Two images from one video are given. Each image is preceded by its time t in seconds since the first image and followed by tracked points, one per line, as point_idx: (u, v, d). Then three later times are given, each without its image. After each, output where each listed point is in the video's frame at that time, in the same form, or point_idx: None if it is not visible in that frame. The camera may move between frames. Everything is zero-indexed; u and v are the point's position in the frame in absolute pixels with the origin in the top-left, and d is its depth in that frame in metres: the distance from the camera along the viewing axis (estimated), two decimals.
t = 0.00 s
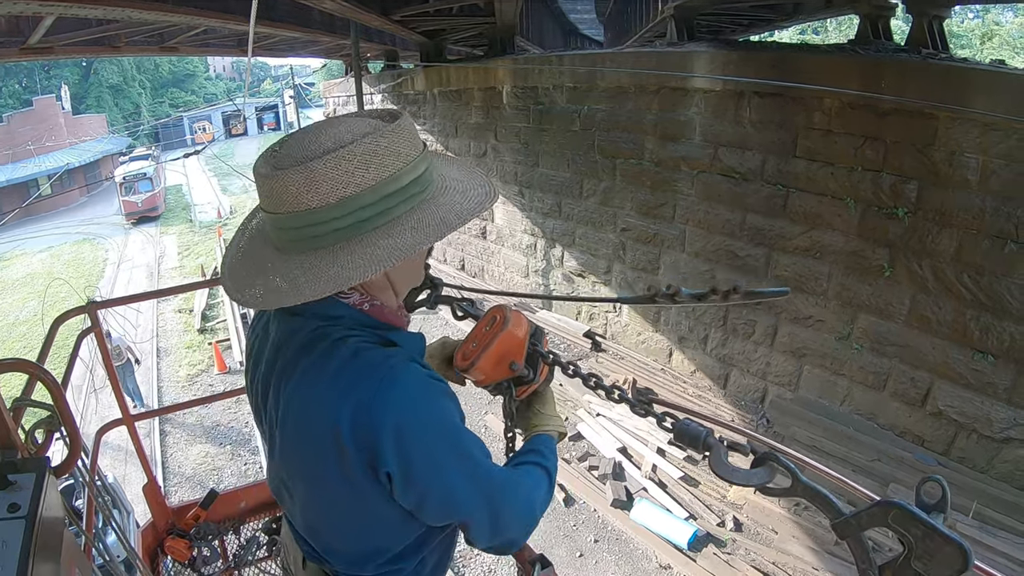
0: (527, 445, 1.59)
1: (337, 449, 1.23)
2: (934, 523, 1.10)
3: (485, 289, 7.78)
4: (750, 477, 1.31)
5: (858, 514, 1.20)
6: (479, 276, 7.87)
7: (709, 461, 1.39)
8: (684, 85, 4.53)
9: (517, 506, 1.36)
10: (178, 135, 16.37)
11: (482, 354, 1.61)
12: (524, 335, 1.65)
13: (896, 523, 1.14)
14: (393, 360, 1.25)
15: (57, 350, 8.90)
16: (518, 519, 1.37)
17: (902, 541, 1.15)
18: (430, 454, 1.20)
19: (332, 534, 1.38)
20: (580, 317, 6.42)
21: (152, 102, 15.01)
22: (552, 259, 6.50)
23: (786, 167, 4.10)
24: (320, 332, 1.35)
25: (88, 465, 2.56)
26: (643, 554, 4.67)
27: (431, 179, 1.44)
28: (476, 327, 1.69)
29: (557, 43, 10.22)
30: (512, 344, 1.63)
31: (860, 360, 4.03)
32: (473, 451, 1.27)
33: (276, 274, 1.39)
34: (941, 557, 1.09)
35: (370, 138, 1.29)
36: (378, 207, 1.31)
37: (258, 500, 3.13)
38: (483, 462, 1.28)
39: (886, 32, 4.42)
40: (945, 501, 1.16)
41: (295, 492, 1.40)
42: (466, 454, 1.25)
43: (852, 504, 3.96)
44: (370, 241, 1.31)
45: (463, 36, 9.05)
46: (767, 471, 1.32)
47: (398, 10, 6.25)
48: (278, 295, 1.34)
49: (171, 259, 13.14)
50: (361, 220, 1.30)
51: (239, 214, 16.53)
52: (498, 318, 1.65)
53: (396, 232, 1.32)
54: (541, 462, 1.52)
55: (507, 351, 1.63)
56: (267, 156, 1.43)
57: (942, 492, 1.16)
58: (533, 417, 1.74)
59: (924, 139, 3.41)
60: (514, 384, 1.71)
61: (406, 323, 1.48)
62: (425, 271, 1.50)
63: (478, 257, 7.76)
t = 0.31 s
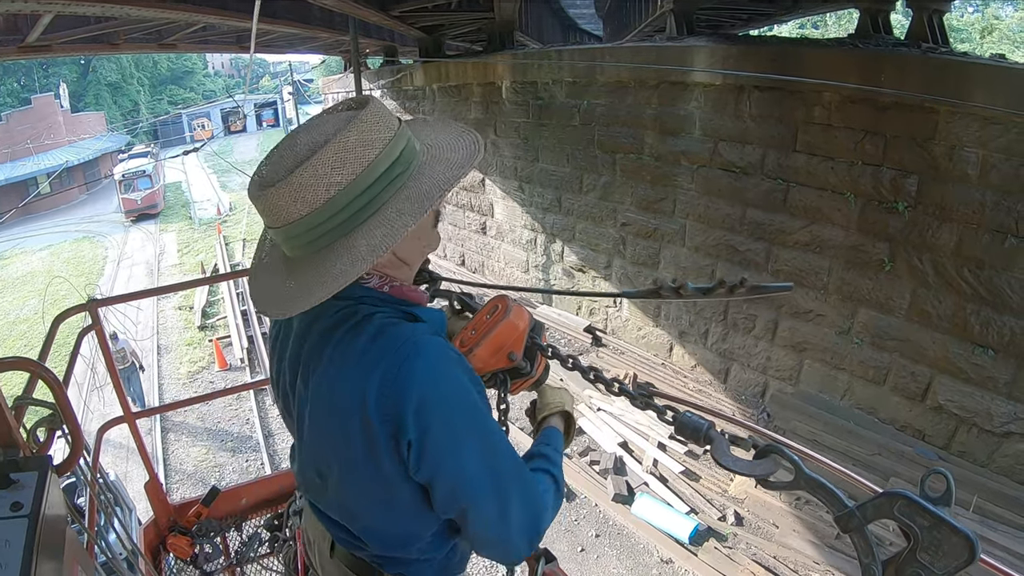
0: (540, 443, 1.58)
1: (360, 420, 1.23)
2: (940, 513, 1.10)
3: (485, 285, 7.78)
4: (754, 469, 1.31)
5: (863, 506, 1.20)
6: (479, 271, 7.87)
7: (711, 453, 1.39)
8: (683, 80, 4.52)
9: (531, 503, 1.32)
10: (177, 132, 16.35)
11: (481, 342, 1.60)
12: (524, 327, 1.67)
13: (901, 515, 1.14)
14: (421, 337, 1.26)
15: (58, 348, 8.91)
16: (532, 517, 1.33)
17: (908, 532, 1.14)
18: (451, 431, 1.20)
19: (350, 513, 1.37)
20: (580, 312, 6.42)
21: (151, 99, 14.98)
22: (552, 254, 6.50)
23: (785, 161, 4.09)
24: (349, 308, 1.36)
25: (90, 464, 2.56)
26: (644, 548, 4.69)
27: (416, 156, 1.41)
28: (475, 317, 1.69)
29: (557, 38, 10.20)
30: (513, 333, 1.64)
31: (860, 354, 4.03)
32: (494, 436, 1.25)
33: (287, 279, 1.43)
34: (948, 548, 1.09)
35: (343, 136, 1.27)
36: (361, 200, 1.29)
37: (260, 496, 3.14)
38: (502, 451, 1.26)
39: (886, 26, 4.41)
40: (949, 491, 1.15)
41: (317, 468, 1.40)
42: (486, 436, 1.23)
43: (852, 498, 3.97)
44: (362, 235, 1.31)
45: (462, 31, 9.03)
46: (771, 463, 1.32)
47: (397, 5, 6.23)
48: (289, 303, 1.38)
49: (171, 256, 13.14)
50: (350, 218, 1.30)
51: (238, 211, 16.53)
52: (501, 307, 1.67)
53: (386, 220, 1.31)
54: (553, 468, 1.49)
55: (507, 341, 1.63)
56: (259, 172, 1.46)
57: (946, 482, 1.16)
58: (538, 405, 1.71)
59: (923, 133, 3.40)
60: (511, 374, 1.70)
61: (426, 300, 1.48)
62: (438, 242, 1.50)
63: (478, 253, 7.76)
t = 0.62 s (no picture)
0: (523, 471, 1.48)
1: (331, 402, 1.24)
2: (944, 513, 1.11)
3: (486, 281, 7.79)
4: (760, 468, 1.31)
5: (868, 505, 1.20)
6: (480, 268, 7.88)
7: (717, 451, 1.39)
8: (685, 76, 4.51)
9: (479, 541, 1.22)
10: (178, 129, 16.35)
11: (488, 344, 1.63)
12: (530, 325, 1.70)
13: (906, 514, 1.14)
14: (406, 334, 1.24)
15: (60, 344, 8.93)
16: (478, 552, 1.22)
17: (911, 532, 1.15)
18: (413, 434, 1.16)
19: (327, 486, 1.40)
20: (582, 308, 6.43)
21: (152, 95, 14.97)
22: (552, 251, 6.51)
23: (787, 159, 4.09)
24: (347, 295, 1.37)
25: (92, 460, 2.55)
26: (645, 544, 4.70)
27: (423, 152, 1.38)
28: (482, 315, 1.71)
29: (558, 34, 10.18)
30: (519, 333, 1.67)
31: (861, 352, 4.03)
32: (457, 455, 1.19)
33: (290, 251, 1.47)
34: (951, 547, 1.10)
35: (345, 122, 1.29)
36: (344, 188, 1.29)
37: (262, 492, 3.15)
38: (462, 475, 1.19)
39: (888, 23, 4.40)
40: (952, 492, 1.16)
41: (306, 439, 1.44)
42: (446, 453, 1.17)
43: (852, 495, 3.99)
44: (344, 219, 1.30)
45: (464, 27, 9.02)
46: (778, 461, 1.33)
47: (398, 2, 6.21)
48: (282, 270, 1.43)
49: (172, 252, 13.17)
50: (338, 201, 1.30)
51: (239, 207, 16.55)
52: (506, 306, 1.68)
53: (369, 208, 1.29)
54: (523, 504, 1.38)
55: (513, 341, 1.67)
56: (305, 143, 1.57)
57: (949, 484, 1.17)
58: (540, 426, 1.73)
59: (925, 131, 3.40)
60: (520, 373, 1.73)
61: (430, 294, 1.45)
62: (445, 243, 1.45)
63: (479, 249, 7.76)
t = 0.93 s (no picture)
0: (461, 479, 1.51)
1: (281, 400, 1.37)
2: (936, 516, 1.11)
3: (485, 278, 7.79)
4: (753, 470, 1.31)
5: (860, 508, 1.20)
6: (480, 264, 7.87)
7: (711, 452, 1.39)
8: (685, 73, 4.51)
9: (393, 552, 1.27)
10: (178, 124, 16.31)
11: (484, 346, 1.68)
12: (527, 326, 1.73)
13: (897, 517, 1.14)
14: (345, 346, 1.35)
15: (61, 340, 8.93)
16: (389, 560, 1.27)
17: (903, 534, 1.15)
18: (334, 438, 1.25)
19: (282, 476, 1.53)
20: (581, 305, 6.42)
21: (152, 91, 14.93)
22: (552, 248, 6.51)
23: (787, 156, 4.09)
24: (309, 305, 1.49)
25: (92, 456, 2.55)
26: (643, 541, 4.72)
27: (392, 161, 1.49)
28: (478, 317, 1.76)
29: (558, 30, 10.16)
30: (514, 333, 1.70)
31: (861, 349, 4.04)
32: (378, 464, 1.26)
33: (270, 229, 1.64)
34: (943, 550, 1.10)
35: (320, 116, 1.43)
36: (320, 176, 1.43)
37: (263, 487, 3.16)
38: (381, 485, 1.26)
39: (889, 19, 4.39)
40: (943, 494, 1.16)
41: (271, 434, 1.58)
42: (365, 462, 1.25)
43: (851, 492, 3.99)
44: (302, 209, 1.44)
45: (464, 23, 8.99)
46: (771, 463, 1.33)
47: None
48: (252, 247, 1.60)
49: (172, 249, 13.17)
50: (301, 191, 1.45)
51: (239, 203, 16.55)
52: (502, 306, 1.73)
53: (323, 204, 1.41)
54: (453, 518, 1.41)
55: (509, 342, 1.70)
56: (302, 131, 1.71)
57: (941, 486, 1.17)
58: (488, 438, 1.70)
59: (926, 128, 3.39)
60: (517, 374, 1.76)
61: (393, 296, 1.56)
62: (403, 254, 1.54)
63: (479, 246, 7.76)
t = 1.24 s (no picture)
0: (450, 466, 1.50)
1: (265, 418, 1.39)
2: (931, 510, 1.11)
3: (486, 281, 7.79)
4: (746, 464, 1.33)
5: (855, 503, 1.20)
6: (481, 267, 7.88)
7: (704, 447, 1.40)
8: (686, 76, 4.52)
9: (392, 547, 1.28)
10: (179, 128, 16.34)
11: (480, 335, 1.66)
12: (523, 322, 1.73)
13: (892, 511, 1.14)
14: (319, 356, 1.35)
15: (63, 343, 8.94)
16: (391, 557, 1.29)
17: (897, 530, 1.15)
18: (315, 449, 1.26)
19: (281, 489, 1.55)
20: (582, 308, 6.42)
21: (154, 94, 14.96)
22: (553, 251, 6.51)
23: (788, 159, 4.09)
24: (286, 317, 1.50)
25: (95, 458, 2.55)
26: (645, 544, 4.71)
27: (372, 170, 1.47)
28: (474, 311, 1.75)
29: (559, 34, 10.18)
30: (510, 328, 1.69)
31: (861, 352, 4.04)
32: (362, 469, 1.27)
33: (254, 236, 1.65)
34: (938, 545, 1.10)
35: (299, 125, 1.42)
36: (302, 183, 1.42)
37: (265, 490, 3.17)
38: (370, 486, 1.27)
39: (889, 23, 4.39)
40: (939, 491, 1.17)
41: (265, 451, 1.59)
42: (350, 468, 1.26)
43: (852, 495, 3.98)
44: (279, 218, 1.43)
45: (465, 27, 9.01)
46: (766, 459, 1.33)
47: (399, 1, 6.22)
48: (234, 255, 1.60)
49: (173, 252, 13.19)
50: (280, 199, 1.44)
51: (240, 206, 16.58)
52: (500, 301, 1.73)
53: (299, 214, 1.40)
54: (449, 504, 1.41)
55: (505, 335, 1.68)
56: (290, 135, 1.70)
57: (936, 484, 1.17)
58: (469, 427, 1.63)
59: (926, 131, 3.39)
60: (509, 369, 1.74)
61: (376, 306, 1.55)
62: (384, 265, 1.55)
63: (480, 249, 7.77)
